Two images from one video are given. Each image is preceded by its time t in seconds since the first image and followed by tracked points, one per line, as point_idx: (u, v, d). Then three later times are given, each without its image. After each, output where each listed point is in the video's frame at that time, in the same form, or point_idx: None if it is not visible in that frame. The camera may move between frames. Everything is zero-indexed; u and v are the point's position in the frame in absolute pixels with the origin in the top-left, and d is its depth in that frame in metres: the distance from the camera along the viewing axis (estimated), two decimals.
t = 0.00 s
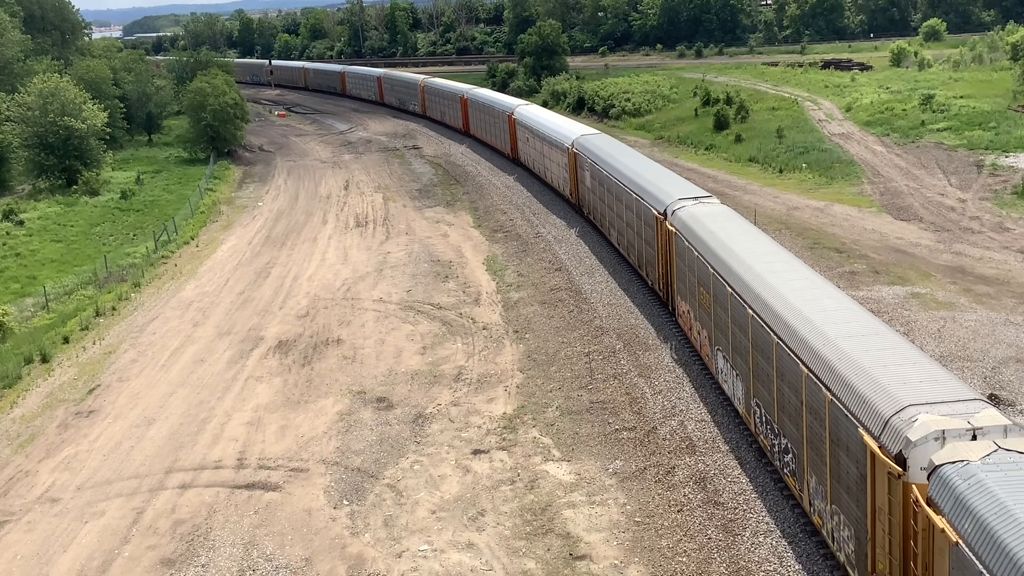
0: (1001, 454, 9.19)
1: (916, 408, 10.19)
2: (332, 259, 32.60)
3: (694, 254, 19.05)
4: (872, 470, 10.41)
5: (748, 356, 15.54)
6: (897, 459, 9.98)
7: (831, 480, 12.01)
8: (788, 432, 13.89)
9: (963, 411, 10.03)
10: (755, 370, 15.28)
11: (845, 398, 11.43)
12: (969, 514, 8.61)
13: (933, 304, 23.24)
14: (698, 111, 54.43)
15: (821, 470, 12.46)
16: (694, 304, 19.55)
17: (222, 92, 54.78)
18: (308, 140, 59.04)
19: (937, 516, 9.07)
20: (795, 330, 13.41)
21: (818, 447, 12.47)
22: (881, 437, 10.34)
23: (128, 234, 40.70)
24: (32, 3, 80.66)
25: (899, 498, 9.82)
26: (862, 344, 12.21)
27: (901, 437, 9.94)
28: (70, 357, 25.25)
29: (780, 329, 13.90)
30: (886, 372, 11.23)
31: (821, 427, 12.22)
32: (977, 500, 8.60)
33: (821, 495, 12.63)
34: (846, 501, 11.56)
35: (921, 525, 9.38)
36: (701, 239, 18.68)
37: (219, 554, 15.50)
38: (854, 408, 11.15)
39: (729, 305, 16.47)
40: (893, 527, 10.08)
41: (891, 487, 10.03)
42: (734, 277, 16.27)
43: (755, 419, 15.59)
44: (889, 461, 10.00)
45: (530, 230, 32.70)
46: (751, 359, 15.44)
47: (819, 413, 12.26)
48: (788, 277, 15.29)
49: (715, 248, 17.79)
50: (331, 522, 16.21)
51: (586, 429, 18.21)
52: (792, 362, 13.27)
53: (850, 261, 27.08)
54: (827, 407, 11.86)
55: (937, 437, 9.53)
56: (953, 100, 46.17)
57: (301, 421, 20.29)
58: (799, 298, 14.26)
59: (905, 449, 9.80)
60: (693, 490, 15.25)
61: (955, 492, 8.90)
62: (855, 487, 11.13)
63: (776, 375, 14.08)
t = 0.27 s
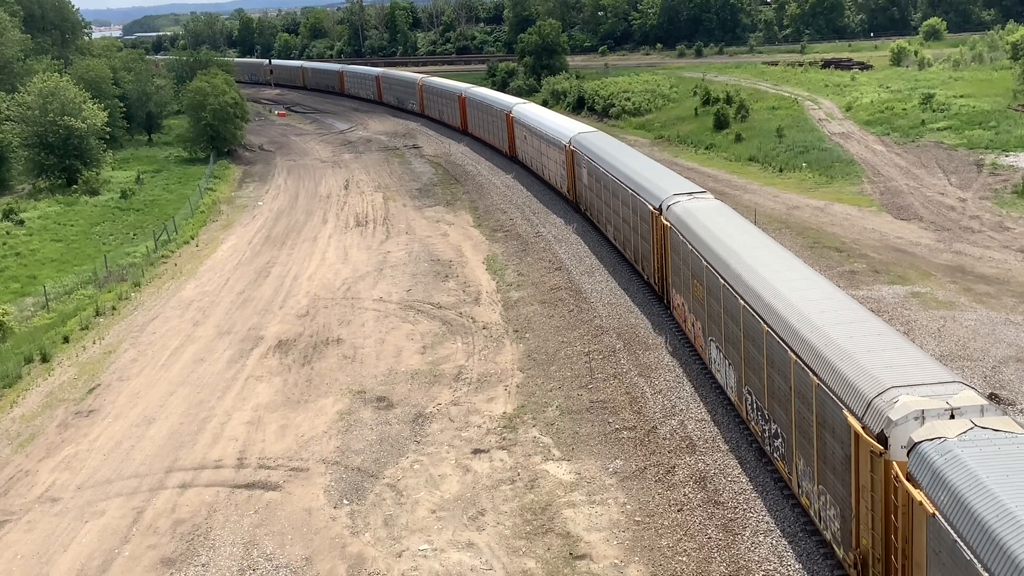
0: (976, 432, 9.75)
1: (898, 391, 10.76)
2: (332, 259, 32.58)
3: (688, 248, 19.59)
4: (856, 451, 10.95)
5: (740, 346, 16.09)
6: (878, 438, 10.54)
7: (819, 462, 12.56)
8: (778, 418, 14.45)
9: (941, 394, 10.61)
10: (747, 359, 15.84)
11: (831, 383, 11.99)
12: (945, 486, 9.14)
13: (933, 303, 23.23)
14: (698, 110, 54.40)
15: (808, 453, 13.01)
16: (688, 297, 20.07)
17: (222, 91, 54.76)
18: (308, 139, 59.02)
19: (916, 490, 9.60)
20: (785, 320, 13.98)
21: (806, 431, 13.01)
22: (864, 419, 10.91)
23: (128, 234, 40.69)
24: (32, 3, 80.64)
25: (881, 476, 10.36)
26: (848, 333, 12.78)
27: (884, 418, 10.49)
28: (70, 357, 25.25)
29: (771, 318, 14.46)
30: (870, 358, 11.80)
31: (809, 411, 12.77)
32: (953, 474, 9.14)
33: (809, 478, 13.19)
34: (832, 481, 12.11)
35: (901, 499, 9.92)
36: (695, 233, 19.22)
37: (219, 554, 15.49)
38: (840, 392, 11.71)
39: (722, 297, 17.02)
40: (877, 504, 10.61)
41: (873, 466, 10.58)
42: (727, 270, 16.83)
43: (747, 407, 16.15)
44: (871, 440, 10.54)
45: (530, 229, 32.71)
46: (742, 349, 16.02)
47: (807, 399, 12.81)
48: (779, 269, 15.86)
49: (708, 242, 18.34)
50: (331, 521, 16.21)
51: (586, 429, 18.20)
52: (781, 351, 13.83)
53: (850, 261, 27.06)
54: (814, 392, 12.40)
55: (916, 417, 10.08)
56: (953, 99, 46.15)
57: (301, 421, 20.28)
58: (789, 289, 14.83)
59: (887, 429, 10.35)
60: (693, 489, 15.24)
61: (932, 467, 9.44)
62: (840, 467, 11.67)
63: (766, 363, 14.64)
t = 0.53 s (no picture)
0: (954, 411, 10.20)
1: (881, 374, 11.24)
2: (332, 259, 32.58)
3: (683, 241, 19.95)
4: (841, 432, 11.42)
5: (732, 335, 16.51)
6: (862, 419, 11.00)
7: (807, 445, 13.00)
8: (768, 404, 14.88)
9: (923, 376, 11.11)
10: (738, 348, 16.26)
11: (818, 368, 12.43)
12: (923, 462, 9.55)
13: (933, 303, 23.23)
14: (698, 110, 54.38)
15: (797, 437, 13.45)
16: (683, 290, 20.47)
17: (222, 91, 54.75)
18: (309, 139, 59.01)
19: (896, 466, 10.06)
20: (775, 309, 14.41)
21: (794, 415, 13.45)
22: (848, 401, 11.38)
23: (129, 233, 40.69)
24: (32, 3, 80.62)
25: (864, 454, 10.84)
26: (836, 321, 13.20)
27: (867, 400, 10.98)
28: (70, 357, 25.24)
29: (762, 308, 14.87)
30: (856, 344, 12.23)
31: (797, 396, 13.21)
32: (930, 451, 9.58)
33: (798, 461, 13.63)
34: (819, 463, 12.56)
35: (882, 476, 10.38)
36: (690, 228, 19.63)
37: (219, 554, 15.49)
38: (826, 376, 12.16)
39: (715, 289, 17.42)
40: (861, 482, 11.06)
41: (858, 445, 11.04)
42: (720, 263, 17.23)
43: (738, 394, 16.58)
44: (855, 421, 11.02)
45: (530, 229, 32.69)
46: (734, 338, 16.44)
47: (796, 384, 13.24)
48: (770, 262, 16.26)
49: (702, 236, 18.72)
50: (331, 521, 16.21)
51: (586, 428, 18.21)
52: (772, 338, 14.26)
53: (850, 260, 27.06)
54: (802, 377, 12.84)
55: (897, 398, 10.57)
56: (953, 99, 46.14)
57: (301, 420, 20.29)
58: (779, 280, 15.24)
59: (870, 410, 10.83)
60: (693, 489, 15.25)
61: (911, 444, 9.87)
62: (827, 449, 12.13)
63: (757, 351, 15.06)
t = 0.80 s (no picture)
0: (935, 393, 10.63)
1: (866, 358, 11.71)
2: (332, 259, 32.56)
3: (678, 236, 20.36)
4: (828, 414, 11.87)
5: (725, 325, 16.97)
6: (846, 402, 11.48)
7: (796, 430, 13.47)
8: (758, 391, 15.36)
9: (906, 361, 11.51)
10: (731, 338, 16.71)
11: (805, 354, 12.92)
12: (903, 441, 10.01)
13: (933, 302, 23.23)
14: (698, 110, 54.37)
15: (786, 422, 13.93)
16: (678, 284, 20.86)
17: (222, 91, 54.73)
18: (309, 138, 59.00)
19: (879, 446, 10.50)
20: (765, 298, 14.88)
21: (784, 401, 13.93)
22: (834, 384, 11.84)
23: (129, 233, 40.67)
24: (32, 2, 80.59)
25: (850, 436, 11.31)
26: (823, 309, 13.66)
27: (851, 383, 11.44)
28: (70, 357, 25.24)
29: (752, 298, 15.32)
30: (842, 332, 12.67)
31: (786, 381, 13.69)
32: (910, 431, 10.00)
33: (787, 445, 14.11)
34: (808, 446, 13.03)
35: (866, 456, 10.82)
36: (685, 223, 20.03)
37: (220, 553, 15.48)
38: (812, 361, 12.65)
39: (709, 281, 17.87)
40: (847, 463, 11.53)
41: (843, 427, 11.49)
42: (713, 256, 17.67)
43: (731, 383, 17.02)
44: (840, 404, 11.47)
45: (531, 229, 32.67)
46: (727, 328, 16.90)
47: (784, 370, 13.73)
48: (761, 254, 16.68)
49: (697, 230, 19.14)
50: (331, 521, 16.21)
51: (587, 428, 18.20)
52: (761, 327, 14.73)
53: (851, 260, 27.05)
54: (790, 363, 13.32)
55: (881, 381, 11.02)
56: (953, 99, 46.12)
57: (302, 420, 20.29)
58: (769, 271, 15.69)
59: (855, 393, 11.29)
60: (693, 489, 15.24)
61: (893, 425, 10.32)
62: (814, 432, 12.61)
63: (748, 340, 15.52)
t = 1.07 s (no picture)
0: (916, 376, 11.19)
1: (851, 345, 12.20)
2: (333, 259, 32.58)
3: (673, 231, 20.81)
4: (815, 400, 12.34)
5: (718, 317, 17.48)
6: (832, 386, 11.98)
7: (785, 416, 13.97)
8: (750, 380, 15.84)
9: (890, 347, 12.05)
10: (724, 330, 17.22)
11: (795, 343, 13.43)
12: (886, 421, 10.51)
13: (934, 302, 23.24)
14: (699, 110, 54.41)
15: (777, 409, 14.44)
16: (673, 278, 21.32)
17: (223, 91, 54.73)
18: (310, 139, 59.02)
19: (863, 427, 11.01)
20: (756, 290, 15.37)
21: (773, 388, 14.44)
22: (821, 370, 12.30)
23: (130, 233, 40.70)
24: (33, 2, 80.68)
25: (835, 419, 11.81)
26: (811, 300, 14.15)
27: (837, 368, 11.92)
28: (71, 357, 25.27)
29: (745, 290, 15.81)
30: (830, 321, 13.15)
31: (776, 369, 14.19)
32: (892, 412, 10.53)
33: (777, 431, 14.63)
34: (797, 431, 13.55)
35: (851, 437, 11.32)
36: (680, 218, 20.50)
37: (220, 553, 15.50)
38: (801, 349, 13.16)
39: (703, 275, 18.37)
40: (833, 446, 12.02)
41: (829, 411, 12.00)
42: (707, 250, 18.16)
43: (724, 373, 17.53)
44: (826, 388, 11.95)
45: (531, 229, 32.69)
46: (720, 320, 17.40)
47: (774, 358, 14.24)
48: (753, 248, 17.16)
49: (691, 225, 19.62)
50: (332, 521, 16.22)
51: (587, 428, 18.22)
52: (753, 318, 15.23)
53: (851, 260, 27.06)
54: (780, 351, 13.83)
55: (865, 366, 11.52)
56: (954, 99, 46.12)
57: (302, 420, 20.30)
58: (760, 264, 16.18)
59: (840, 378, 11.76)
60: (694, 489, 15.24)
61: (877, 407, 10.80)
62: (803, 417, 13.09)
63: (740, 330, 16.02)
